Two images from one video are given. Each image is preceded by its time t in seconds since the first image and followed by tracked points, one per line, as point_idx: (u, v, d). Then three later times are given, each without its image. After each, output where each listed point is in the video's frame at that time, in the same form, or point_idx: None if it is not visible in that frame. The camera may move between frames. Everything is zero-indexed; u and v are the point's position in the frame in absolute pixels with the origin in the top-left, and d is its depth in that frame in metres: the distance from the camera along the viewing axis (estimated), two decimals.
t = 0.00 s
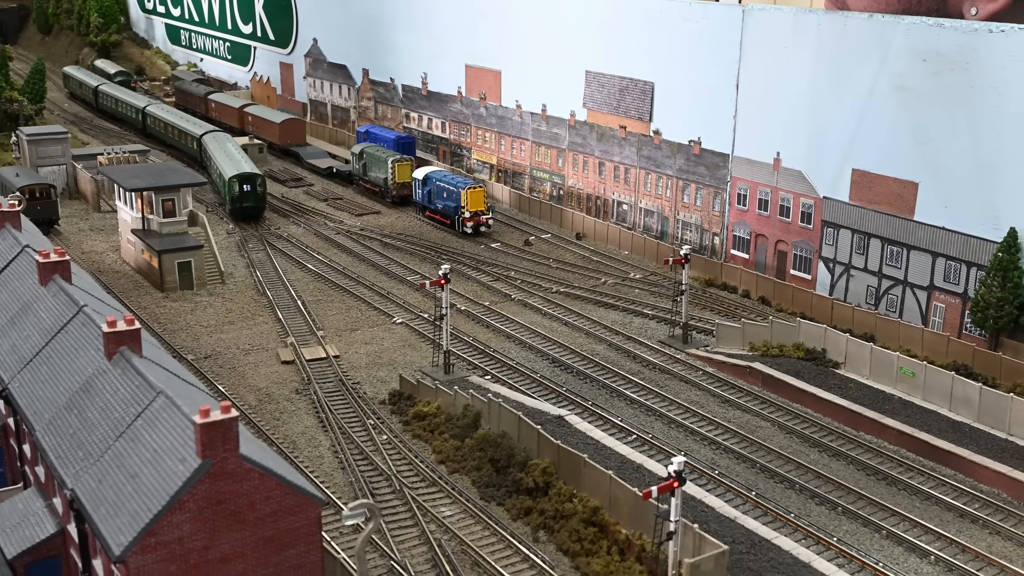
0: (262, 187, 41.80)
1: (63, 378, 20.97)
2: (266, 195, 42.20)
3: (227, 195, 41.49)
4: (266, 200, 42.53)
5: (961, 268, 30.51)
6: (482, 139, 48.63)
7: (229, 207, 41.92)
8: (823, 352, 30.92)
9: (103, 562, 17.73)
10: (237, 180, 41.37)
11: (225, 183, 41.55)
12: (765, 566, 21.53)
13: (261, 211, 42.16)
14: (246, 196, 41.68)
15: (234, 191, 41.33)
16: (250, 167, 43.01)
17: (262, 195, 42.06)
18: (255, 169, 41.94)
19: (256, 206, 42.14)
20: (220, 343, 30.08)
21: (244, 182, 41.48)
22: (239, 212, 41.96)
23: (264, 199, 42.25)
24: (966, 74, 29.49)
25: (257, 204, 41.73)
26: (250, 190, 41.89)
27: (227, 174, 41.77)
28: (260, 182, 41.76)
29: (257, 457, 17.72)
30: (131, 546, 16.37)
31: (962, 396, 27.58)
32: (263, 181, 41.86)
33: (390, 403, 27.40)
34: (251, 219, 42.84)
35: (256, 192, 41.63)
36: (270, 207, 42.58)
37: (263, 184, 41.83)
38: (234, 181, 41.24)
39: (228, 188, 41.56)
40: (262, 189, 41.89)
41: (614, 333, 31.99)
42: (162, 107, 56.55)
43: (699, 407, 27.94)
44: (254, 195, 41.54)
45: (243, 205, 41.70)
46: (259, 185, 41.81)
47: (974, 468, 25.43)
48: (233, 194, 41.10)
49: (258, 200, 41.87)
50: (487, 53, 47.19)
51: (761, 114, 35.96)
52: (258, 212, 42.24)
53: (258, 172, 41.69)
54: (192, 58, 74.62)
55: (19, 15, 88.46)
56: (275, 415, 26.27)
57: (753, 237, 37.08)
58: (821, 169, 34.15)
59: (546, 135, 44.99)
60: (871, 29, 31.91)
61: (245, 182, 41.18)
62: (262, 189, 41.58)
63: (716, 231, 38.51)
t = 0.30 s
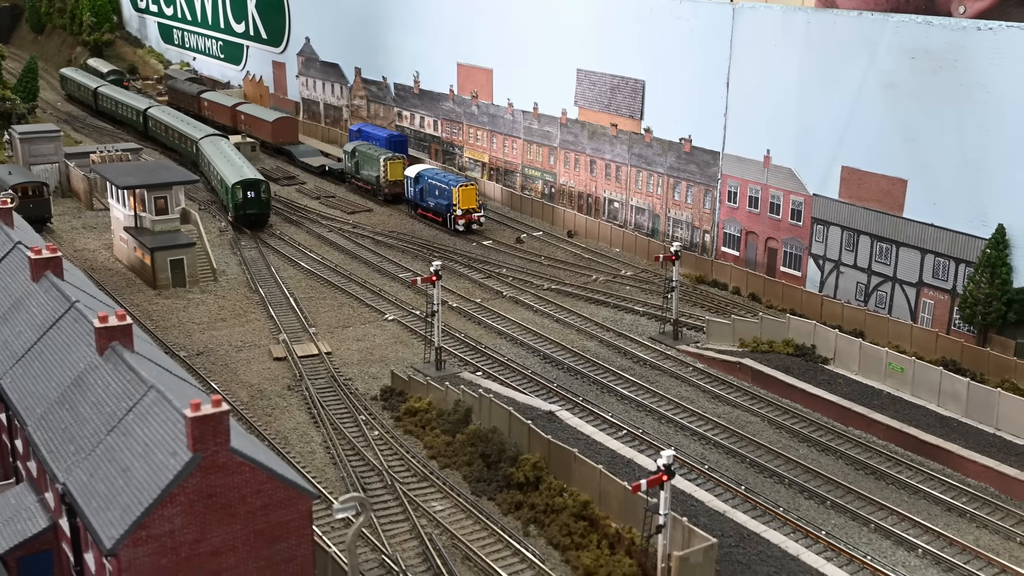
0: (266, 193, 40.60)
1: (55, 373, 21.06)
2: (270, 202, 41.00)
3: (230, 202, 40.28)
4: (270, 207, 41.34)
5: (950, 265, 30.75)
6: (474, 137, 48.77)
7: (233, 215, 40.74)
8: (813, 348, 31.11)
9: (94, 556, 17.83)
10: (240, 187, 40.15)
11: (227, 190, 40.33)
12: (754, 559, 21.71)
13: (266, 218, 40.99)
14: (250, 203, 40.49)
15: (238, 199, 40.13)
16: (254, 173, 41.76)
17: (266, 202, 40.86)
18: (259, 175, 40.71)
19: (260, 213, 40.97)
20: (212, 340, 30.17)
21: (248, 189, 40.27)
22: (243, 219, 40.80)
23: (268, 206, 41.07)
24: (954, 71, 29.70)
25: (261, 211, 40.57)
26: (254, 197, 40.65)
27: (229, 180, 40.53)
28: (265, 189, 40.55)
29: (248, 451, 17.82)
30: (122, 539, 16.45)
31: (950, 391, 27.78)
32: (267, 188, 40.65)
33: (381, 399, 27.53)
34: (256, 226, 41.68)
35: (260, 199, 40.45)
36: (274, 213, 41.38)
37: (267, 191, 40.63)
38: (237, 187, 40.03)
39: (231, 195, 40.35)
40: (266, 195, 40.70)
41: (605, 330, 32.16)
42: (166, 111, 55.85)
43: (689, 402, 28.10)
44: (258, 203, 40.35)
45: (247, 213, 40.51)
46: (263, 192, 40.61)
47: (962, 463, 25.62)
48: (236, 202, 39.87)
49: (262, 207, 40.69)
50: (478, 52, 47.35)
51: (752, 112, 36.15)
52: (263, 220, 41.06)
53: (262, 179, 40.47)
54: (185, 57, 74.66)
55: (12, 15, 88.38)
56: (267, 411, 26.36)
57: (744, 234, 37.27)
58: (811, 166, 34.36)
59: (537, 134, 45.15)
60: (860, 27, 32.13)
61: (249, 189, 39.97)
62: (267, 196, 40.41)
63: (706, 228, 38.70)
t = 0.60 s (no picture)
0: (275, 199, 39.40)
1: (46, 367, 21.16)
2: (279, 208, 39.82)
3: (238, 208, 38.99)
4: (278, 212, 40.14)
5: (938, 260, 30.98)
6: (466, 134, 48.91)
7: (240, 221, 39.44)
8: (802, 343, 31.31)
9: (86, 548, 17.94)
10: (248, 192, 38.89)
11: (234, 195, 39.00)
12: (742, 551, 21.91)
13: (274, 224, 39.80)
14: (258, 209, 39.26)
15: (246, 205, 38.86)
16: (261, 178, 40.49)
17: (275, 208, 39.65)
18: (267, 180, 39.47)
19: (268, 218, 39.79)
20: (204, 336, 30.27)
21: (257, 194, 39.01)
22: (250, 225, 39.54)
23: (276, 212, 39.89)
24: (942, 67, 29.95)
25: (270, 217, 39.37)
26: (262, 202, 39.40)
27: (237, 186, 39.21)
28: (274, 195, 39.33)
29: (239, 443, 17.93)
30: (114, 530, 16.55)
31: (938, 385, 28.01)
32: (276, 193, 39.42)
33: (373, 394, 27.66)
34: (263, 232, 40.45)
35: (269, 205, 39.24)
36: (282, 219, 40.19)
37: (276, 196, 39.41)
38: (245, 193, 38.74)
39: (238, 201, 39.06)
40: (275, 201, 39.50)
41: (595, 325, 32.32)
42: (169, 112, 54.95)
43: (679, 397, 28.29)
44: (266, 209, 39.14)
45: (255, 219, 39.26)
46: (272, 198, 39.40)
47: (950, 456, 25.83)
48: (245, 208, 38.58)
49: (270, 213, 39.49)
50: (470, 49, 47.48)
51: (742, 109, 36.36)
52: (271, 226, 39.86)
53: (271, 184, 39.24)
54: (178, 55, 74.66)
55: (4, 13, 88.26)
56: (259, 405, 26.49)
57: (734, 231, 37.47)
58: (800, 162, 34.58)
59: (529, 131, 45.29)
60: (849, 24, 32.37)
61: (257, 195, 38.73)
62: (275, 201, 39.20)
63: (697, 225, 38.89)
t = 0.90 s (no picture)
0: (286, 205, 38.40)
1: (39, 361, 21.23)
2: (289, 215, 38.81)
3: (248, 215, 37.90)
4: (288, 219, 39.13)
5: (927, 256, 31.22)
6: (458, 132, 49.05)
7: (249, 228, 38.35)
8: (791, 339, 31.51)
9: (79, 540, 18.01)
10: (259, 199, 37.83)
11: (244, 202, 37.90)
12: (731, 543, 22.09)
13: (284, 231, 38.77)
14: (268, 215, 38.21)
15: (256, 212, 37.79)
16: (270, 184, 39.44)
17: (285, 214, 38.63)
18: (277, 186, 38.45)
19: (278, 225, 38.77)
20: (197, 332, 30.35)
21: (267, 201, 37.98)
22: (260, 232, 38.46)
23: (286, 218, 38.87)
24: (930, 65, 30.19)
25: (280, 224, 38.34)
26: (272, 209, 38.35)
27: (246, 192, 38.13)
28: (284, 201, 38.32)
29: (230, 436, 18.00)
30: (106, 522, 16.61)
31: (926, 379, 28.23)
32: (287, 199, 38.42)
33: (364, 389, 27.77)
34: (272, 238, 39.38)
35: (280, 212, 38.23)
36: (292, 226, 39.17)
37: (287, 202, 38.41)
38: (256, 200, 37.68)
39: (247, 208, 37.96)
40: (286, 207, 38.49)
41: (586, 321, 32.49)
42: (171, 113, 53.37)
43: (668, 392, 28.47)
44: (277, 215, 38.12)
45: (265, 226, 38.19)
46: (283, 204, 38.39)
47: (938, 450, 26.05)
48: (256, 215, 37.53)
49: (281, 219, 38.47)
50: (461, 47, 47.59)
51: (732, 106, 36.55)
52: (280, 233, 38.81)
53: (282, 190, 38.23)
54: (170, 53, 74.63)
55: None
56: (251, 400, 26.58)
57: (724, 227, 37.67)
58: (790, 159, 34.78)
59: (520, 128, 45.43)
60: (838, 22, 32.57)
61: (269, 201, 37.71)
62: (287, 207, 38.23)
63: (687, 221, 39.07)
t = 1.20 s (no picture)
0: (299, 212, 37.19)
1: (31, 358, 21.32)
2: (302, 222, 37.60)
3: (260, 223, 36.67)
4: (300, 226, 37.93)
5: (916, 253, 31.49)
6: (450, 130, 49.20)
7: (260, 236, 37.12)
8: (781, 335, 31.69)
9: (72, 535, 18.08)
10: (271, 206, 36.62)
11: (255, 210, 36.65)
12: (721, 537, 22.27)
13: (297, 239, 37.55)
14: (281, 223, 37.00)
15: (269, 219, 36.56)
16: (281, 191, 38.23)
17: (298, 222, 37.43)
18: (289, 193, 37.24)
19: (290, 233, 37.55)
20: (189, 329, 30.45)
21: (280, 208, 36.77)
22: (271, 240, 37.23)
23: (299, 226, 37.67)
24: (919, 63, 30.40)
25: (294, 232, 37.13)
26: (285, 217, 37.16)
27: (258, 200, 36.91)
28: (297, 208, 37.11)
29: (223, 431, 18.06)
30: (99, 517, 16.65)
31: (914, 374, 28.44)
32: (300, 206, 37.21)
33: (356, 385, 27.90)
34: (284, 246, 38.16)
35: (293, 219, 37.03)
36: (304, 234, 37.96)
37: (300, 209, 37.20)
38: (268, 207, 36.46)
39: (259, 215, 36.71)
40: (299, 214, 37.29)
41: (577, 318, 32.65)
42: (172, 119, 51.64)
43: (659, 387, 28.65)
44: (290, 223, 36.90)
45: (278, 234, 36.96)
46: (295, 211, 37.18)
47: (926, 444, 26.27)
48: (269, 223, 36.32)
49: (294, 227, 37.26)
50: (453, 45, 47.72)
51: (723, 105, 36.74)
52: (293, 240, 37.60)
53: (294, 197, 37.02)
54: (162, 52, 74.61)
55: None
56: (244, 397, 26.70)
57: (714, 224, 37.87)
58: (780, 157, 34.99)
59: (512, 126, 45.57)
60: (828, 21, 32.77)
61: (281, 208, 36.52)
62: (300, 214, 37.08)
63: (678, 219, 39.26)
